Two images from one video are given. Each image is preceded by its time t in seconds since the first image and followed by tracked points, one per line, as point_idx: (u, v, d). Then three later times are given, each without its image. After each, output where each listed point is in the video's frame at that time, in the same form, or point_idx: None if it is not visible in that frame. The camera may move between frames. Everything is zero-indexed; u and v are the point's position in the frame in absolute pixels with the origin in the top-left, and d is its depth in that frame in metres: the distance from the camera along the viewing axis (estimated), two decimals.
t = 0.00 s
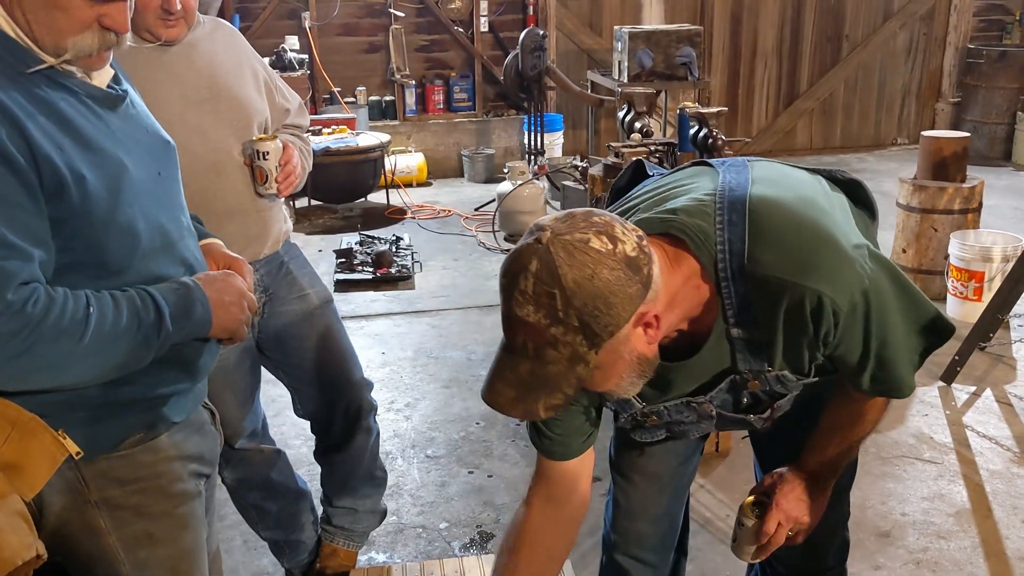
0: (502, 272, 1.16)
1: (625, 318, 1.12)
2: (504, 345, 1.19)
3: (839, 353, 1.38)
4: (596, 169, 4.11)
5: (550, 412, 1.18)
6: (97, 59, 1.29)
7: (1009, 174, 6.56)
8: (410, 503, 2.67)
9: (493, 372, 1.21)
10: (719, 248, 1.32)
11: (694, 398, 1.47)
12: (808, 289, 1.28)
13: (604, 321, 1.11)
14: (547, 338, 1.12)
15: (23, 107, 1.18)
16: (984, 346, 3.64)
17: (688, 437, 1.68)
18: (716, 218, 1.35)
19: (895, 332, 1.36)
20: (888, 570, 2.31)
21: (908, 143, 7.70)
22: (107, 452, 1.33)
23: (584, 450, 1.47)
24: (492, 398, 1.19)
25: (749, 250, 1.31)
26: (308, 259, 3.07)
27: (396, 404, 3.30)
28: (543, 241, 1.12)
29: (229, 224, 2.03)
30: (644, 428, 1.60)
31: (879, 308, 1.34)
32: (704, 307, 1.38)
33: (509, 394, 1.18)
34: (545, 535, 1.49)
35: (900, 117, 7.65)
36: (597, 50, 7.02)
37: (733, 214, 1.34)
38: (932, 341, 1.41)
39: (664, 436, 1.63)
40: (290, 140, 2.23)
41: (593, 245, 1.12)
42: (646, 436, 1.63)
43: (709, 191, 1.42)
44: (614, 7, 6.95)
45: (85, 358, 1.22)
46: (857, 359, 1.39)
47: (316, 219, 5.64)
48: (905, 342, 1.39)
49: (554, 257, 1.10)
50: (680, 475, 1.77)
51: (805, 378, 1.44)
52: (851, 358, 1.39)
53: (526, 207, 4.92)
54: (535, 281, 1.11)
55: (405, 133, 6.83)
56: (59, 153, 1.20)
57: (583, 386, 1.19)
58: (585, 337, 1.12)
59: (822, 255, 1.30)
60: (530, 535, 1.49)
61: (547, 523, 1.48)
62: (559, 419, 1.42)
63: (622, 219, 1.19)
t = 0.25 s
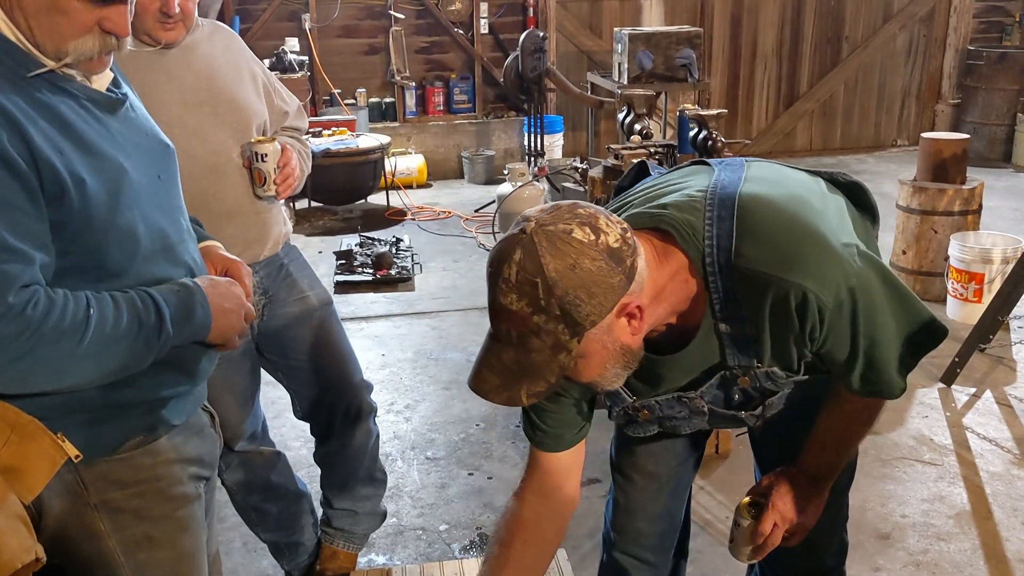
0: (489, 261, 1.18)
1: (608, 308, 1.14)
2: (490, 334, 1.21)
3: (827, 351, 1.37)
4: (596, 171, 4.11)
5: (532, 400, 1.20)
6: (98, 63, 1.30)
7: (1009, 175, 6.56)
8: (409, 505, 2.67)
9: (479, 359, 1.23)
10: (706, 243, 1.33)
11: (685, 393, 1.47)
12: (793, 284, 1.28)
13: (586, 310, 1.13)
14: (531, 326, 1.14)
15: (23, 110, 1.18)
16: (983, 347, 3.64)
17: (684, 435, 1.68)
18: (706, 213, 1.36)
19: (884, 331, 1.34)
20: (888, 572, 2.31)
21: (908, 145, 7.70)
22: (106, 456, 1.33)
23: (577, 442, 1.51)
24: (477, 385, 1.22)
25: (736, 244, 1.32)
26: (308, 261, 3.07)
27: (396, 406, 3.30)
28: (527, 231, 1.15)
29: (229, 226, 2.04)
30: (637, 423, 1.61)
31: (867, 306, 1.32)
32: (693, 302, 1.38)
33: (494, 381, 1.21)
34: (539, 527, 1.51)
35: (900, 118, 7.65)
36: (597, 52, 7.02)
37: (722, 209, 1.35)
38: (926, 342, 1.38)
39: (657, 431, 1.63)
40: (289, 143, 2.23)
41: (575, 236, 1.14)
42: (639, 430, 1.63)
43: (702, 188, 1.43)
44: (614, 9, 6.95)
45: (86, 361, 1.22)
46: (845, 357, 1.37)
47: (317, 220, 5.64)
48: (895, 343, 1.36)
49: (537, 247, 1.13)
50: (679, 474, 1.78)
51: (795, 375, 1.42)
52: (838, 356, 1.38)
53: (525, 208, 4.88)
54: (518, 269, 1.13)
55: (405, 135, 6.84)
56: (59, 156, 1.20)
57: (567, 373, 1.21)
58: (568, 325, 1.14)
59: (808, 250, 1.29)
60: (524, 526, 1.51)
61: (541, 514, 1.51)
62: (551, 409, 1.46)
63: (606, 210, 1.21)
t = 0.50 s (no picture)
0: (480, 258, 1.18)
1: (596, 305, 1.14)
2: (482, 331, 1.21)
3: (819, 350, 1.36)
4: (596, 172, 4.11)
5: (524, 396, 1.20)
6: (100, 64, 1.30)
7: (1009, 176, 6.56)
8: (410, 505, 2.67)
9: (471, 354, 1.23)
10: (698, 241, 1.34)
11: (679, 391, 1.48)
12: (781, 282, 1.28)
13: (574, 307, 1.13)
14: (521, 323, 1.14)
15: (26, 109, 1.18)
16: (984, 348, 3.64)
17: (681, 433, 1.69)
18: (698, 211, 1.36)
19: (876, 331, 1.33)
20: (888, 573, 2.30)
21: (909, 145, 7.70)
22: (108, 456, 1.33)
23: (574, 439, 1.52)
24: (469, 381, 1.21)
25: (727, 243, 1.32)
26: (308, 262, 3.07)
27: (396, 407, 3.30)
28: (516, 229, 1.15)
29: (230, 227, 2.04)
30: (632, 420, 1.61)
31: (859, 306, 1.31)
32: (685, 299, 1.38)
33: (484, 376, 1.20)
34: (535, 525, 1.50)
35: (900, 119, 7.65)
36: (597, 52, 7.02)
37: (714, 208, 1.35)
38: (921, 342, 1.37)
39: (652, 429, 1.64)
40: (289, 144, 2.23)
41: (562, 233, 1.14)
42: (635, 428, 1.64)
43: (696, 186, 1.44)
44: (614, 10, 6.96)
45: (89, 363, 1.21)
46: (837, 356, 1.36)
47: (318, 221, 5.65)
48: (889, 343, 1.35)
49: (525, 243, 1.13)
50: (678, 473, 1.78)
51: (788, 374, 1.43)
52: (830, 356, 1.37)
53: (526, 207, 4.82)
54: (507, 267, 1.13)
55: (405, 136, 6.84)
56: (61, 156, 1.20)
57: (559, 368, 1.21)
58: (556, 322, 1.14)
59: (798, 248, 1.29)
60: (522, 526, 1.50)
61: (538, 512, 1.50)
62: (547, 405, 1.47)
63: (594, 208, 1.21)
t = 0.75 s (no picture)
0: (473, 261, 1.18)
1: (587, 306, 1.15)
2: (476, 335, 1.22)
3: (814, 350, 1.36)
4: (597, 172, 4.11)
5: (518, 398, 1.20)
6: (106, 66, 1.31)
7: (1010, 177, 6.56)
8: (411, 506, 2.67)
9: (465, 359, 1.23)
10: (691, 242, 1.34)
11: (676, 391, 1.48)
12: (773, 282, 1.28)
13: (566, 309, 1.13)
14: (513, 326, 1.14)
15: (31, 109, 1.18)
16: (985, 349, 3.64)
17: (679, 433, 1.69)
18: (692, 212, 1.37)
19: (871, 331, 1.32)
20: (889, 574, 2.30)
21: (909, 146, 7.70)
22: (110, 457, 1.33)
23: (572, 438, 1.52)
24: (464, 384, 1.22)
25: (719, 243, 1.32)
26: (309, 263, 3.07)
27: (397, 407, 3.30)
28: (507, 233, 1.15)
29: (232, 227, 2.04)
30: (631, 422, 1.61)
31: (852, 305, 1.31)
32: (680, 300, 1.39)
33: (478, 380, 1.20)
34: (534, 525, 1.51)
35: (900, 119, 7.65)
36: (598, 53, 7.02)
37: (708, 209, 1.36)
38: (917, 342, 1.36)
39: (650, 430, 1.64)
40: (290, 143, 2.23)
41: (551, 236, 1.14)
42: (632, 429, 1.64)
43: (692, 188, 1.44)
44: (614, 11, 6.96)
45: (92, 363, 1.22)
46: (832, 357, 1.36)
47: (318, 221, 5.65)
48: (885, 343, 1.34)
49: (515, 247, 1.14)
50: (677, 473, 1.78)
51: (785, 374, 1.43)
52: (825, 357, 1.37)
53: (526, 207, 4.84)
54: (498, 270, 1.13)
55: (406, 136, 6.84)
56: (66, 155, 1.20)
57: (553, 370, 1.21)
58: (548, 324, 1.14)
59: (790, 248, 1.29)
60: (519, 524, 1.51)
61: (535, 510, 1.51)
62: (544, 404, 1.47)
63: (584, 211, 1.21)
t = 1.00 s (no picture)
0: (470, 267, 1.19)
1: (584, 310, 1.15)
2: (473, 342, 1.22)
3: (811, 350, 1.36)
4: (597, 172, 4.12)
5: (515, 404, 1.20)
6: (110, 66, 1.32)
7: (1009, 176, 6.56)
8: (411, 505, 2.68)
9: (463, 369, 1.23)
10: (688, 245, 1.35)
11: (674, 393, 1.48)
12: (769, 284, 1.28)
13: (563, 313, 1.14)
14: (509, 331, 1.15)
15: (36, 107, 1.18)
16: (984, 348, 3.65)
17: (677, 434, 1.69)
18: (688, 215, 1.37)
19: (868, 330, 1.33)
20: (888, 573, 2.31)
21: (908, 146, 7.71)
22: (111, 454, 1.33)
23: (572, 440, 1.52)
24: (462, 391, 1.22)
25: (715, 246, 1.33)
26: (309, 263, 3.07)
27: (397, 406, 3.30)
28: (502, 239, 1.16)
29: (235, 226, 2.04)
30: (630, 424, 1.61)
31: (847, 305, 1.31)
32: (676, 303, 1.39)
33: (476, 387, 1.20)
34: (532, 528, 1.52)
35: (900, 119, 7.66)
36: (598, 53, 7.03)
37: (704, 211, 1.36)
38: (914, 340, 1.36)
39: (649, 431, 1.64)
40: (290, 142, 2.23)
41: (547, 241, 1.14)
42: (631, 430, 1.64)
43: (687, 191, 1.44)
44: (615, 11, 6.96)
45: (93, 361, 1.22)
46: (829, 357, 1.36)
47: (318, 221, 5.65)
48: (881, 342, 1.35)
49: (510, 253, 1.14)
50: (676, 472, 1.78)
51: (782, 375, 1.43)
52: (821, 358, 1.37)
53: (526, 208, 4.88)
54: (494, 276, 1.14)
55: (406, 136, 6.85)
56: (71, 153, 1.20)
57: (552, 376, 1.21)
58: (545, 328, 1.14)
59: (785, 249, 1.29)
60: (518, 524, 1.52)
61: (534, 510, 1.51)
62: (543, 408, 1.47)
63: (581, 216, 1.22)
